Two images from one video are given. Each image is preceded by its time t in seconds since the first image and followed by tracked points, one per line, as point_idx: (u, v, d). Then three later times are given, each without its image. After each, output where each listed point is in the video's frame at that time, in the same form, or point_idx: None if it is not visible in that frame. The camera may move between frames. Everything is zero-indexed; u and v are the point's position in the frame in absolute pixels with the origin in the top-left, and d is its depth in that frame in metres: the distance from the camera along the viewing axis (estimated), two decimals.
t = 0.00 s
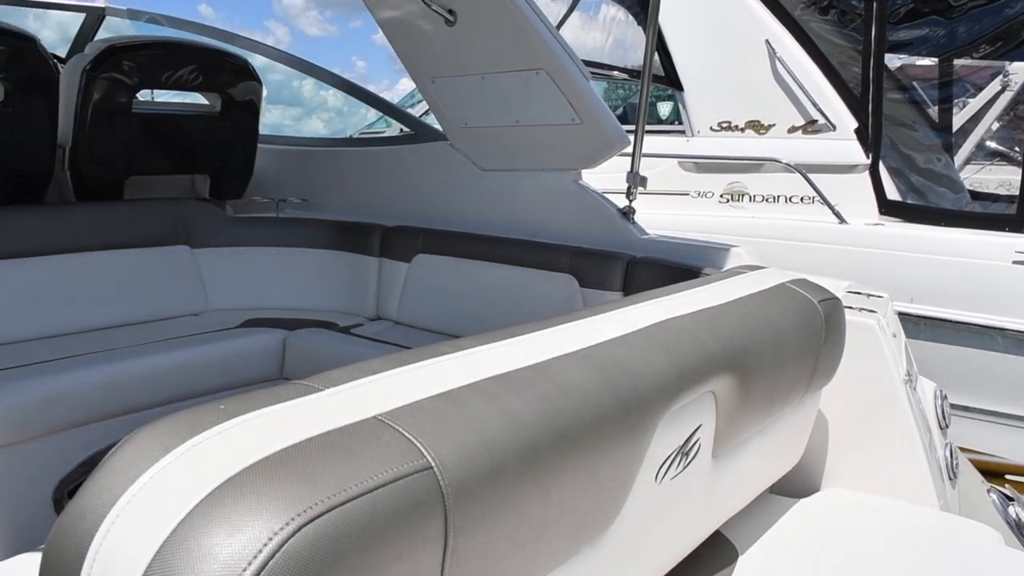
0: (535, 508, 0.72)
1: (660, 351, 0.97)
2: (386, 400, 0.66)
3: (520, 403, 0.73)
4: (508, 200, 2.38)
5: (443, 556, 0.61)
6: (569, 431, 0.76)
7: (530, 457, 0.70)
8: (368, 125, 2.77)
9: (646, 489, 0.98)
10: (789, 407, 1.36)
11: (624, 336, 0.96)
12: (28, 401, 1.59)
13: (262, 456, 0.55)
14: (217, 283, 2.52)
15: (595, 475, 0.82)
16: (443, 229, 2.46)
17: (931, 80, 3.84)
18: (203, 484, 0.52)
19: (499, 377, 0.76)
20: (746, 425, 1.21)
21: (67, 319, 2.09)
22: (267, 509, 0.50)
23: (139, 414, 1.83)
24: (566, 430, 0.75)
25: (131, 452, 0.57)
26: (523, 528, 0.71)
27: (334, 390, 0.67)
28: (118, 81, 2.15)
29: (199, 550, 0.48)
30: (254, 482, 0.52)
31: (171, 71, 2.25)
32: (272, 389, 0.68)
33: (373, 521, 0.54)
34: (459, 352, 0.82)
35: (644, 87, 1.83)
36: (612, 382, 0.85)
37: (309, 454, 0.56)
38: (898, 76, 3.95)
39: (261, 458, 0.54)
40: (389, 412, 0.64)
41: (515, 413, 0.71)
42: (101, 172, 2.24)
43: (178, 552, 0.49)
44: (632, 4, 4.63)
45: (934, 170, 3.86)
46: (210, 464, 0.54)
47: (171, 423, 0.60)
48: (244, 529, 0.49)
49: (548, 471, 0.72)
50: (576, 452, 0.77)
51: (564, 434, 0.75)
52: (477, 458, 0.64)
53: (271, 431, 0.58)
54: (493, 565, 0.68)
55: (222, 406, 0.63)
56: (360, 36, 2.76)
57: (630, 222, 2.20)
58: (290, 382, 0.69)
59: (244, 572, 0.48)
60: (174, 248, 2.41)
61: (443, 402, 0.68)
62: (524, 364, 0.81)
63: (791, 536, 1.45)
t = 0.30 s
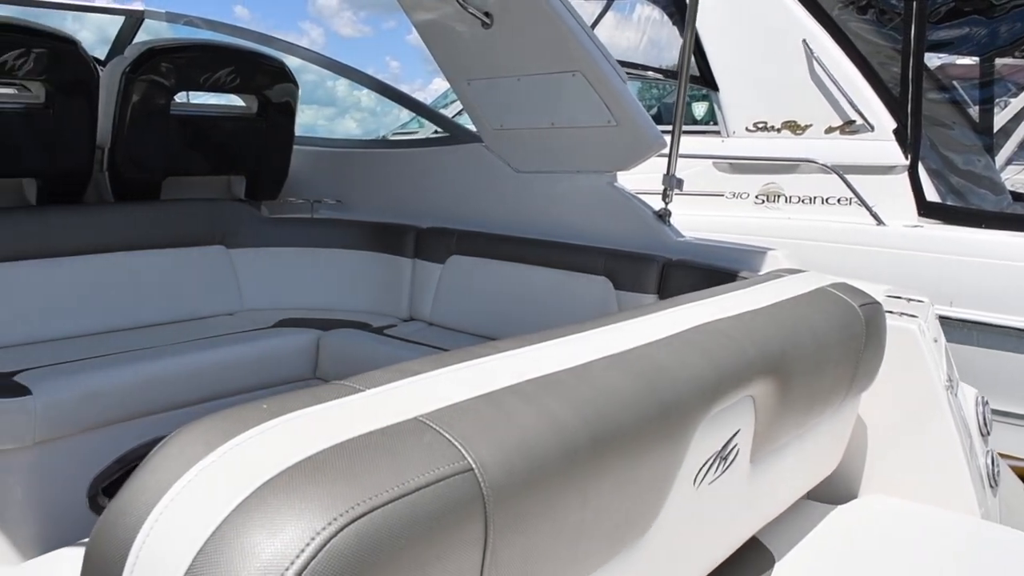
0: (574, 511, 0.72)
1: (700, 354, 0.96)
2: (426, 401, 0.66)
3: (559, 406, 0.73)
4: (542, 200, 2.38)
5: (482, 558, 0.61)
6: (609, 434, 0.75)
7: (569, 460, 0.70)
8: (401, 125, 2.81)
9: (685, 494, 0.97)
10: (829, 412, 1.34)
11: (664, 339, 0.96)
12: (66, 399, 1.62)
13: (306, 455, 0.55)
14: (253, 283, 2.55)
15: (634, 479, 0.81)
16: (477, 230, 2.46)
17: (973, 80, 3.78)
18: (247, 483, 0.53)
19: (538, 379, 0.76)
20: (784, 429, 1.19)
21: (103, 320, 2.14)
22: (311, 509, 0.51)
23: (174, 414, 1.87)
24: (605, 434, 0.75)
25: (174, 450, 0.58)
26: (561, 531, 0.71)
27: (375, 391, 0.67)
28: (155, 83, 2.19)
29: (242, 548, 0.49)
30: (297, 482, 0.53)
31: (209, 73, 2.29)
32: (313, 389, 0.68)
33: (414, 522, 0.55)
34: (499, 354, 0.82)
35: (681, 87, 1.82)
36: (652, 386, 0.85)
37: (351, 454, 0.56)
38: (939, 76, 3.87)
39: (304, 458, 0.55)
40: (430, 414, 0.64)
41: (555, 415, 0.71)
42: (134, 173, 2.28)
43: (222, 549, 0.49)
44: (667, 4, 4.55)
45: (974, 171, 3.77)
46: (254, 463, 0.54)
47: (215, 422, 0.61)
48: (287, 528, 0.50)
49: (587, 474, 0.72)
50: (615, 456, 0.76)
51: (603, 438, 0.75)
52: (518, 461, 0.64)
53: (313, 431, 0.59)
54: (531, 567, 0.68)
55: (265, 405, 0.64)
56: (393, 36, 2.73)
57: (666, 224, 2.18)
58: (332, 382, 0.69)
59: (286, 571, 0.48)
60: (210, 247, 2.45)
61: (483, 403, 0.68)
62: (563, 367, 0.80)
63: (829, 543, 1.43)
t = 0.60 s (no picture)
0: (611, 515, 0.71)
1: (737, 359, 0.95)
2: (463, 404, 0.67)
3: (595, 409, 0.73)
4: (577, 203, 2.38)
5: (518, 561, 0.61)
6: (646, 439, 0.75)
7: (607, 464, 0.70)
8: (433, 125, 2.77)
9: (722, 500, 0.96)
10: (867, 418, 1.32)
11: (701, 344, 0.95)
12: (104, 398, 1.66)
13: (343, 457, 0.56)
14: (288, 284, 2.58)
15: (671, 484, 0.81)
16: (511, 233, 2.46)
17: (1014, 79, 3.74)
18: (285, 484, 0.53)
19: (574, 383, 0.76)
20: (822, 435, 1.18)
21: (140, 320, 2.18)
22: (349, 511, 0.51)
23: (210, 414, 1.89)
24: (642, 438, 0.75)
25: (213, 450, 0.59)
26: (598, 535, 0.71)
27: (411, 394, 0.68)
28: (192, 85, 2.23)
29: (281, 549, 0.50)
30: (335, 483, 0.53)
31: (245, 76, 2.31)
32: (351, 391, 0.69)
33: (452, 524, 0.55)
34: (534, 358, 0.82)
35: (717, 88, 1.80)
36: (690, 390, 0.84)
37: (389, 456, 0.57)
38: (979, 75, 3.83)
39: (341, 459, 0.56)
40: (466, 416, 0.65)
41: (592, 419, 0.71)
42: (178, 178, 2.34)
43: (263, 550, 0.50)
44: (702, 2, 4.56)
45: (1016, 172, 3.72)
46: (293, 464, 0.55)
47: (253, 423, 0.61)
48: (325, 529, 0.50)
49: (624, 479, 0.72)
50: (653, 460, 0.76)
51: (640, 442, 0.74)
52: (555, 464, 0.65)
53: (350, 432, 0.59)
54: (569, 571, 0.68)
55: (303, 407, 0.64)
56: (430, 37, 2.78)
57: (701, 228, 2.16)
58: (369, 385, 0.70)
59: (325, 571, 0.49)
60: (246, 249, 2.49)
61: (519, 406, 0.68)
62: (600, 371, 0.80)
63: (868, 551, 1.41)
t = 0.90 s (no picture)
0: (646, 521, 0.71)
1: (775, 367, 0.95)
2: (498, 409, 0.67)
3: (631, 415, 0.73)
4: (609, 208, 2.39)
5: (553, 566, 0.62)
6: (682, 445, 0.75)
7: (642, 470, 0.70)
8: (467, 125, 2.82)
9: (759, 507, 0.96)
10: (906, 426, 1.30)
11: (739, 350, 0.94)
12: (139, 398, 1.69)
13: (379, 461, 0.56)
14: (322, 286, 2.62)
15: (707, 491, 0.80)
16: (545, 237, 2.47)
17: None
18: (323, 485, 0.54)
19: (610, 389, 0.76)
20: (860, 444, 1.16)
21: (176, 321, 2.22)
22: (385, 515, 0.52)
23: (243, 415, 1.92)
24: (678, 444, 0.74)
25: (252, 452, 0.60)
26: (634, 542, 0.70)
27: (447, 398, 0.68)
28: (228, 89, 2.25)
29: (318, 551, 0.50)
30: (372, 486, 0.54)
31: (282, 79, 2.33)
32: (387, 395, 0.69)
33: (487, 529, 0.55)
34: (570, 363, 0.82)
35: (754, 89, 1.78)
36: (725, 396, 0.84)
37: (425, 460, 0.57)
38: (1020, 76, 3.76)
39: (378, 463, 0.56)
40: (503, 421, 0.65)
41: (628, 426, 0.71)
42: (213, 178, 2.39)
43: (300, 552, 0.51)
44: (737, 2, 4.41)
45: None
46: (330, 467, 0.56)
47: (289, 426, 0.62)
48: (362, 531, 0.51)
49: (659, 486, 0.72)
50: (688, 467, 0.76)
51: (676, 449, 0.74)
52: (590, 471, 0.64)
53: (386, 436, 0.60)
54: None
55: (340, 410, 0.65)
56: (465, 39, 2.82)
57: (736, 233, 2.15)
58: (404, 389, 0.71)
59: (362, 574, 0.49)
60: (280, 251, 2.53)
61: (555, 412, 0.68)
62: (635, 377, 0.80)
63: (906, 561, 1.38)
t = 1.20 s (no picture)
0: (681, 529, 0.71)
1: (813, 374, 0.94)
2: (534, 414, 0.67)
3: (667, 422, 0.72)
4: (644, 212, 2.39)
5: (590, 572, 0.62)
6: (717, 452, 0.75)
7: (679, 476, 0.69)
8: (500, 127, 2.82)
9: (794, 515, 0.95)
10: (945, 435, 1.28)
11: (776, 357, 0.94)
12: (172, 398, 1.72)
13: (416, 466, 0.57)
14: (356, 288, 2.66)
15: (742, 498, 0.80)
16: (579, 241, 2.47)
17: None
18: (361, 489, 0.55)
19: (647, 395, 0.76)
20: (897, 452, 1.15)
21: (211, 322, 2.26)
22: (423, 519, 0.52)
23: (274, 416, 1.95)
24: (714, 451, 0.74)
25: (290, 454, 0.61)
26: (669, 548, 0.70)
27: (483, 404, 0.68)
28: (264, 92, 2.28)
29: (356, 554, 0.51)
30: (410, 490, 0.54)
31: (316, 83, 2.37)
32: (424, 400, 0.70)
33: (524, 534, 0.56)
34: (605, 369, 0.82)
35: (791, 92, 1.75)
36: (762, 403, 0.83)
37: (462, 466, 0.58)
38: None
39: (416, 467, 0.57)
40: (540, 428, 0.65)
41: (665, 433, 0.71)
42: (247, 182, 2.41)
43: (338, 555, 0.51)
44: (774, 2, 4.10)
45: None
46: (367, 471, 0.56)
47: (326, 430, 0.63)
48: (399, 535, 0.51)
49: (695, 493, 0.72)
50: (725, 474, 0.75)
51: (711, 456, 0.74)
52: (626, 479, 0.65)
53: (424, 440, 0.60)
54: None
55: (377, 414, 0.66)
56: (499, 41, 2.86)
57: (772, 238, 2.14)
58: (441, 394, 0.71)
59: None
60: (314, 253, 2.55)
61: (591, 418, 0.69)
62: (670, 384, 0.80)
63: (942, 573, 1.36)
